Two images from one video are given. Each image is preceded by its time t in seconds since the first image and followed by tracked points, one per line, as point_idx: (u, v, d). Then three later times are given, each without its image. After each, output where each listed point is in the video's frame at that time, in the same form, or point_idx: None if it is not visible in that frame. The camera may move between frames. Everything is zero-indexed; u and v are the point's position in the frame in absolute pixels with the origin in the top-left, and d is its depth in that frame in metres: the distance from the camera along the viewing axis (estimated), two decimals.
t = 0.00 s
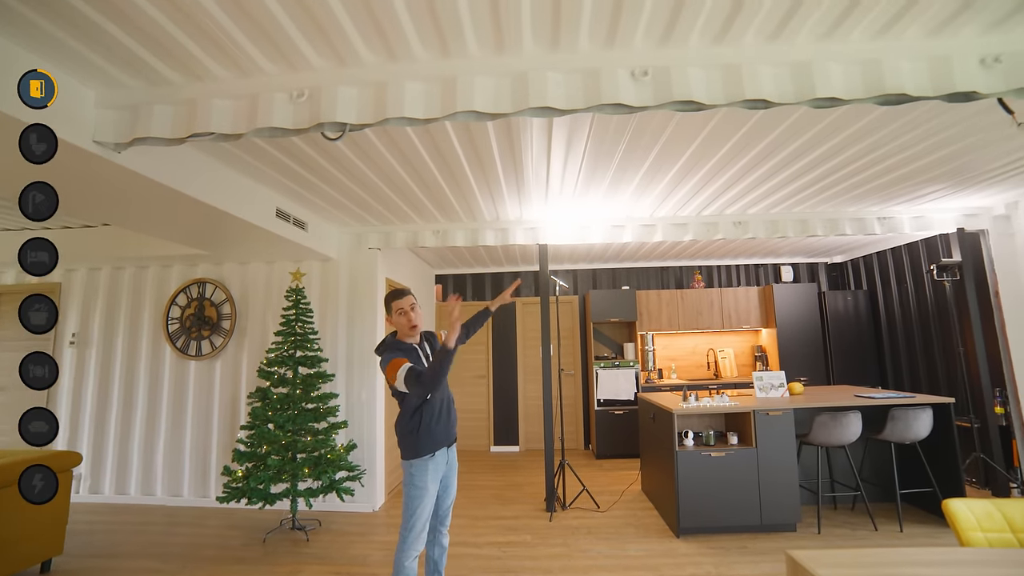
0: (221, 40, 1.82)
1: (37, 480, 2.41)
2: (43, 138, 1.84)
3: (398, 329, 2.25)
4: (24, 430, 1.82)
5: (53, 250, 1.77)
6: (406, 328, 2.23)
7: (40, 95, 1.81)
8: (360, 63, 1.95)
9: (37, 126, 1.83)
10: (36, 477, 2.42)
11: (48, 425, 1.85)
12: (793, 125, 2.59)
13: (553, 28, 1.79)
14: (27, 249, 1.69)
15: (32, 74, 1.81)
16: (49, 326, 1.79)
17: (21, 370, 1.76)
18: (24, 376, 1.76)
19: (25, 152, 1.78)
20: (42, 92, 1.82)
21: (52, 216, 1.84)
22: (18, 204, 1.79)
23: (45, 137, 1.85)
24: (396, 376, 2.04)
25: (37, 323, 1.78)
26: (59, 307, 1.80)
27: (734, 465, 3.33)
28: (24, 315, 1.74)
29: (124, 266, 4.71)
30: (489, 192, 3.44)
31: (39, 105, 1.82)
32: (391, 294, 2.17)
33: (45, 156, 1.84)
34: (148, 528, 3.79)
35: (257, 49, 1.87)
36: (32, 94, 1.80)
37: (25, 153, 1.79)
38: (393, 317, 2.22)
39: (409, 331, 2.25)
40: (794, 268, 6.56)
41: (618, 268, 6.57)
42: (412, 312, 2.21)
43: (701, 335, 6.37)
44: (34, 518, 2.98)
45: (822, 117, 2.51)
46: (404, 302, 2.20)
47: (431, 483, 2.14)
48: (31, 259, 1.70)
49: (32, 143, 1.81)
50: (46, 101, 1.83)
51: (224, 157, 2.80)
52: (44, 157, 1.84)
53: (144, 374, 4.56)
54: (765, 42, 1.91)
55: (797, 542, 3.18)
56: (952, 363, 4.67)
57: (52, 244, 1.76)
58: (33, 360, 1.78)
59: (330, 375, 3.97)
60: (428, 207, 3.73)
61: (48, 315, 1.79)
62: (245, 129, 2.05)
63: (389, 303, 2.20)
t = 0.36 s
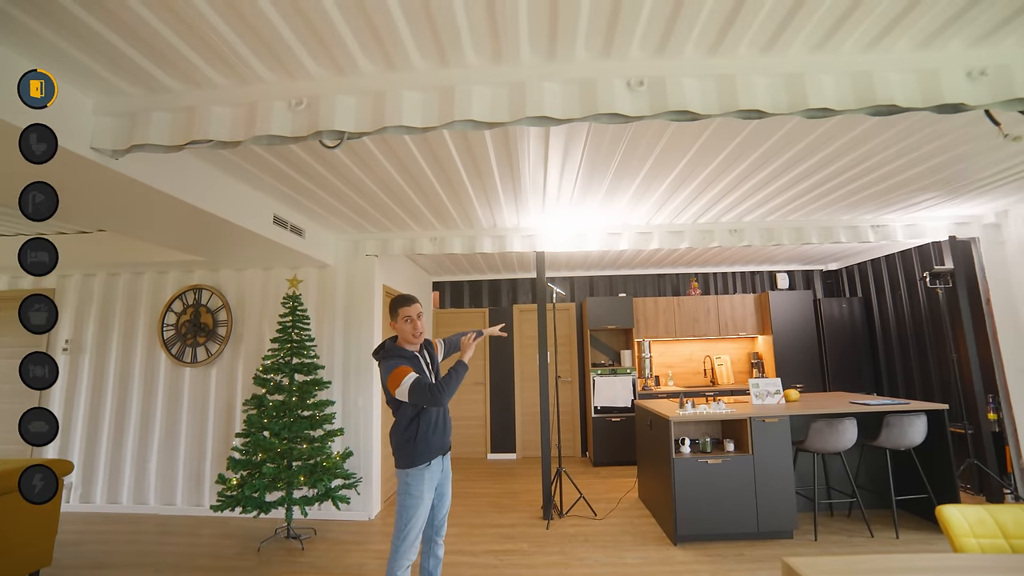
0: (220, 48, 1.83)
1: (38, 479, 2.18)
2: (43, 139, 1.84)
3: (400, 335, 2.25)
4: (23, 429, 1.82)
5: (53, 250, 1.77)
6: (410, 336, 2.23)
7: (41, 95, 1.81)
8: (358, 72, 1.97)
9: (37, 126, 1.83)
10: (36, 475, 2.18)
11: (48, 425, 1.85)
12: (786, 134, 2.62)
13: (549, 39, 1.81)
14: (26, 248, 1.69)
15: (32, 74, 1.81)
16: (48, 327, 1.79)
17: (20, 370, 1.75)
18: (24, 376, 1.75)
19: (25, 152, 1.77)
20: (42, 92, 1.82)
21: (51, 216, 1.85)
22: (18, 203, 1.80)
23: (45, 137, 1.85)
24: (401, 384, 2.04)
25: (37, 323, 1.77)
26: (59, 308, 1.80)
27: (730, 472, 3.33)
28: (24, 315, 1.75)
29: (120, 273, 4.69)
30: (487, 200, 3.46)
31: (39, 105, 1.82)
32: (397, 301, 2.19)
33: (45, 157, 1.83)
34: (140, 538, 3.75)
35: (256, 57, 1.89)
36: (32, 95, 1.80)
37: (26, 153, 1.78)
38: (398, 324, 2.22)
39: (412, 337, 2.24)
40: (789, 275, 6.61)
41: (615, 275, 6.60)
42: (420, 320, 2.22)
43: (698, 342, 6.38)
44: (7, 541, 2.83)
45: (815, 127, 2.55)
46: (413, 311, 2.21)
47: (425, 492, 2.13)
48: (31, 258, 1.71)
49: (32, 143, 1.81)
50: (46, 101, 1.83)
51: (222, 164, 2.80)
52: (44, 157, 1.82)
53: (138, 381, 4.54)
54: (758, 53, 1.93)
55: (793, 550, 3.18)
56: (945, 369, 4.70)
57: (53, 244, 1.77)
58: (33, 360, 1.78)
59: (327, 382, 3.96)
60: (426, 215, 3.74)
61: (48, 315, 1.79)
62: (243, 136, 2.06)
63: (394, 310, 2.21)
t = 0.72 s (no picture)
0: (215, 53, 1.84)
1: (38, 480, 1.86)
2: (44, 139, 1.85)
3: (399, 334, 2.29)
4: (23, 429, 1.81)
5: (54, 251, 1.76)
6: (417, 331, 2.26)
7: (41, 95, 1.81)
8: (353, 78, 1.99)
9: (37, 125, 1.84)
10: (37, 475, 1.87)
11: (48, 425, 1.82)
12: (776, 143, 2.65)
13: (543, 47, 1.83)
14: (27, 248, 1.68)
15: (32, 74, 1.80)
16: (48, 327, 1.79)
17: (21, 370, 1.73)
18: (24, 377, 1.72)
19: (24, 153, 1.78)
20: (42, 92, 1.81)
21: (52, 216, 1.83)
22: (18, 203, 1.78)
23: (47, 137, 1.85)
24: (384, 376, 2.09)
25: (36, 323, 1.77)
26: (58, 308, 1.79)
27: (722, 477, 3.35)
28: (24, 315, 1.74)
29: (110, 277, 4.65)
30: (481, 206, 3.48)
31: (40, 105, 1.82)
32: (401, 301, 2.24)
33: (45, 157, 1.84)
34: (128, 545, 3.71)
35: (251, 62, 1.89)
36: (32, 94, 1.80)
37: (25, 153, 1.80)
38: (405, 320, 2.24)
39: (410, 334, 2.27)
40: (781, 281, 6.68)
41: (608, 281, 6.64)
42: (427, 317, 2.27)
43: (690, 348, 6.42)
44: None
45: (804, 136, 2.59)
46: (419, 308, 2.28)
47: (416, 498, 2.12)
48: (31, 259, 1.70)
49: (32, 143, 1.82)
50: (46, 101, 1.82)
51: (216, 168, 2.80)
52: (43, 157, 1.84)
53: (127, 386, 4.49)
54: (748, 63, 1.97)
55: (784, 554, 3.20)
56: (933, 375, 4.76)
57: (53, 244, 1.76)
58: (32, 361, 1.76)
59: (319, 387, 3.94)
60: (419, 220, 3.74)
61: (48, 315, 1.78)
62: (237, 141, 2.06)
63: (396, 310, 2.25)
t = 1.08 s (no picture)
0: (206, 52, 1.83)
1: (38, 479, 1.91)
2: (44, 139, 1.90)
3: (390, 337, 2.27)
4: (23, 429, 1.83)
5: (53, 251, 1.76)
6: (399, 335, 2.24)
7: (41, 95, 1.84)
8: (345, 79, 1.98)
9: (38, 125, 1.88)
10: (37, 475, 1.92)
11: (48, 425, 1.86)
12: (765, 147, 2.68)
13: (535, 50, 1.84)
14: (27, 249, 1.71)
15: (32, 74, 1.83)
16: (48, 327, 1.81)
17: (20, 369, 1.74)
18: (23, 376, 1.74)
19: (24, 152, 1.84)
20: (42, 92, 1.85)
21: (51, 216, 1.89)
22: (19, 203, 1.84)
23: (46, 137, 1.90)
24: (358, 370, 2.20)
25: (36, 323, 1.80)
26: (58, 309, 1.81)
27: (710, 478, 3.39)
28: (23, 315, 1.76)
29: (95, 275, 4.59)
30: (471, 207, 3.48)
31: (40, 104, 1.85)
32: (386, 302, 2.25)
33: (44, 157, 1.90)
34: (113, 547, 3.66)
35: (242, 61, 1.88)
36: (32, 95, 1.83)
37: (25, 153, 1.85)
38: (387, 323, 2.23)
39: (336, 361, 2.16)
40: (769, 283, 6.75)
41: (598, 283, 6.67)
42: (407, 319, 2.26)
43: (679, 349, 6.47)
44: None
45: (792, 141, 2.62)
46: (400, 310, 2.26)
47: (388, 499, 2.12)
48: (31, 259, 1.71)
49: (32, 143, 1.87)
50: (47, 100, 1.85)
51: (205, 167, 2.78)
52: (43, 157, 1.90)
53: (113, 386, 4.44)
54: (738, 68, 1.99)
55: (770, 555, 3.23)
56: (917, 377, 4.83)
57: (53, 244, 1.77)
58: (32, 361, 1.76)
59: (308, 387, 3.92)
60: (410, 220, 3.74)
61: (48, 316, 1.80)
62: (227, 141, 2.05)
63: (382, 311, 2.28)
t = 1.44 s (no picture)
0: (201, 52, 1.82)
1: (38, 480, 1.93)
2: (44, 139, 1.91)
3: (383, 338, 2.27)
4: (25, 428, 1.87)
5: (54, 251, 1.75)
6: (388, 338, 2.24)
7: (40, 95, 1.85)
8: (340, 79, 1.98)
9: (38, 126, 1.90)
10: (37, 475, 1.93)
11: (49, 425, 1.90)
12: (759, 150, 2.70)
13: (530, 53, 1.85)
14: (28, 248, 1.71)
15: (32, 74, 1.84)
16: (48, 326, 1.84)
17: (21, 369, 1.74)
18: (24, 377, 1.74)
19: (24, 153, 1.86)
20: (42, 92, 1.86)
21: (50, 216, 1.91)
22: (19, 203, 1.87)
23: (47, 137, 1.92)
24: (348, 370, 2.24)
25: (37, 322, 1.82)
26: (58, 309, 1.82)
27: (702, 478, 3.41)
28: (24, 315, 1.78)
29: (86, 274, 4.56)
30: (465, 207, 3.48)
31: (40, 104, 1.86)
32: (386, 302, 2.23)
33: (44, 157, 1.92)
34: (103, 547, 3.64)
35: (237, 61, 1.88)
36: (32, 95, 1.84)
37: (24, 153, 1.87)
38: (379, 325, 2.25)
39: (232, 390, 2.41)
40: (761, 285, 6.79)
41: (592, 284, 6.69)
42: (398, 323, 2.23)
43: (672, 350, 6.50)
44: None
45: (785, 145, 2.64)
46: (393, 312, 2.24)
47: (375, 500, 2.12)
48: (31, 259, 1.71)
49: (32, 143, 1.89)
50: (46, 100, 1.86)
51: (198, 165, 2.76)
52: (43, 157, 1.92)
53: (104, 385, 4.41)
54: (732, 72, 2.00)
55: (761, 554, 3.27)
56: (907, 379, 4.88)
57: (54, 244, 1.76)
58: (32, 361, 1.76)
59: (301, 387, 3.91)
60: (404, 220, 3.74)
61: (47, 315, 1.81)
62: (221, 140, 2.04)
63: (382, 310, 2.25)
